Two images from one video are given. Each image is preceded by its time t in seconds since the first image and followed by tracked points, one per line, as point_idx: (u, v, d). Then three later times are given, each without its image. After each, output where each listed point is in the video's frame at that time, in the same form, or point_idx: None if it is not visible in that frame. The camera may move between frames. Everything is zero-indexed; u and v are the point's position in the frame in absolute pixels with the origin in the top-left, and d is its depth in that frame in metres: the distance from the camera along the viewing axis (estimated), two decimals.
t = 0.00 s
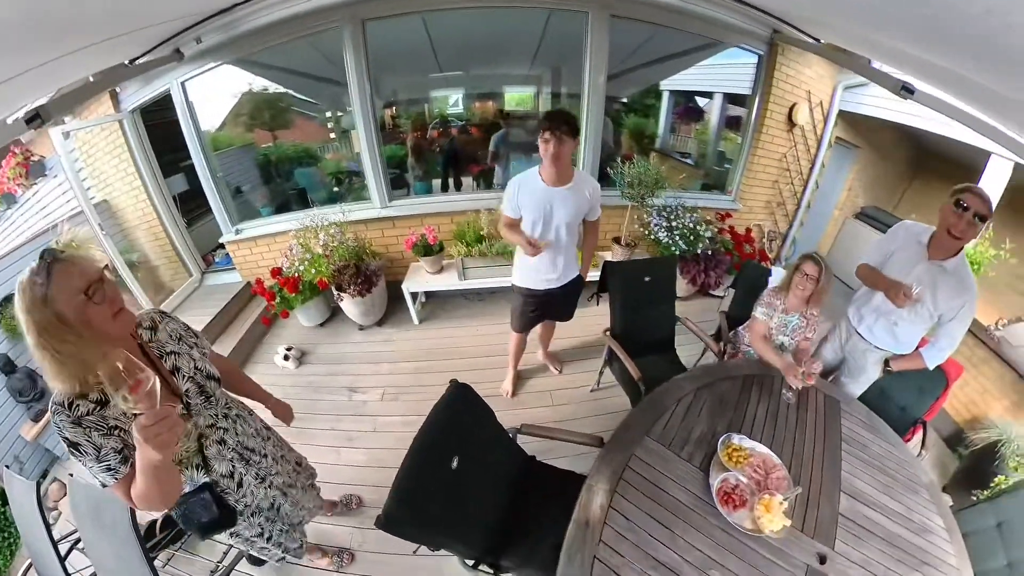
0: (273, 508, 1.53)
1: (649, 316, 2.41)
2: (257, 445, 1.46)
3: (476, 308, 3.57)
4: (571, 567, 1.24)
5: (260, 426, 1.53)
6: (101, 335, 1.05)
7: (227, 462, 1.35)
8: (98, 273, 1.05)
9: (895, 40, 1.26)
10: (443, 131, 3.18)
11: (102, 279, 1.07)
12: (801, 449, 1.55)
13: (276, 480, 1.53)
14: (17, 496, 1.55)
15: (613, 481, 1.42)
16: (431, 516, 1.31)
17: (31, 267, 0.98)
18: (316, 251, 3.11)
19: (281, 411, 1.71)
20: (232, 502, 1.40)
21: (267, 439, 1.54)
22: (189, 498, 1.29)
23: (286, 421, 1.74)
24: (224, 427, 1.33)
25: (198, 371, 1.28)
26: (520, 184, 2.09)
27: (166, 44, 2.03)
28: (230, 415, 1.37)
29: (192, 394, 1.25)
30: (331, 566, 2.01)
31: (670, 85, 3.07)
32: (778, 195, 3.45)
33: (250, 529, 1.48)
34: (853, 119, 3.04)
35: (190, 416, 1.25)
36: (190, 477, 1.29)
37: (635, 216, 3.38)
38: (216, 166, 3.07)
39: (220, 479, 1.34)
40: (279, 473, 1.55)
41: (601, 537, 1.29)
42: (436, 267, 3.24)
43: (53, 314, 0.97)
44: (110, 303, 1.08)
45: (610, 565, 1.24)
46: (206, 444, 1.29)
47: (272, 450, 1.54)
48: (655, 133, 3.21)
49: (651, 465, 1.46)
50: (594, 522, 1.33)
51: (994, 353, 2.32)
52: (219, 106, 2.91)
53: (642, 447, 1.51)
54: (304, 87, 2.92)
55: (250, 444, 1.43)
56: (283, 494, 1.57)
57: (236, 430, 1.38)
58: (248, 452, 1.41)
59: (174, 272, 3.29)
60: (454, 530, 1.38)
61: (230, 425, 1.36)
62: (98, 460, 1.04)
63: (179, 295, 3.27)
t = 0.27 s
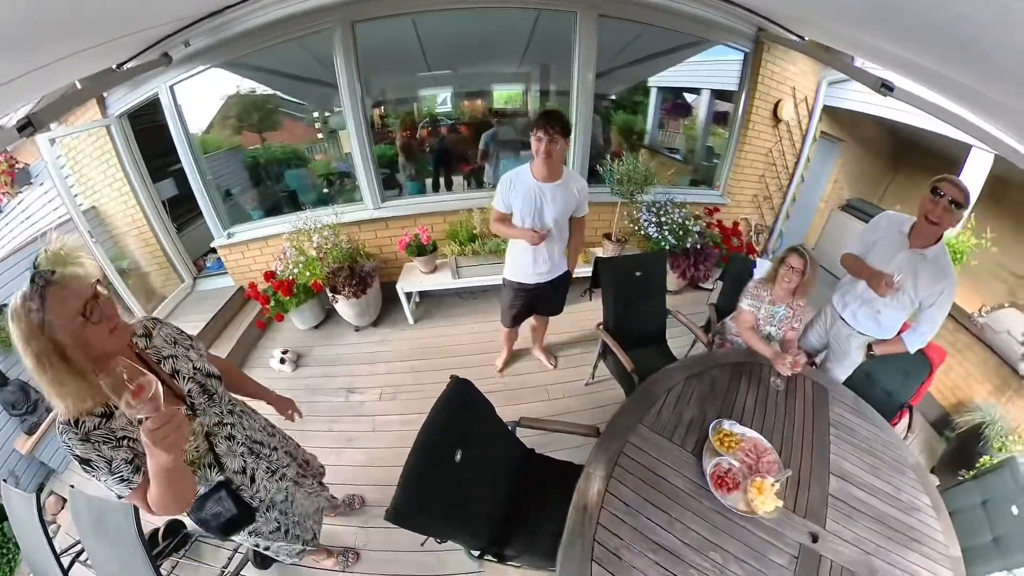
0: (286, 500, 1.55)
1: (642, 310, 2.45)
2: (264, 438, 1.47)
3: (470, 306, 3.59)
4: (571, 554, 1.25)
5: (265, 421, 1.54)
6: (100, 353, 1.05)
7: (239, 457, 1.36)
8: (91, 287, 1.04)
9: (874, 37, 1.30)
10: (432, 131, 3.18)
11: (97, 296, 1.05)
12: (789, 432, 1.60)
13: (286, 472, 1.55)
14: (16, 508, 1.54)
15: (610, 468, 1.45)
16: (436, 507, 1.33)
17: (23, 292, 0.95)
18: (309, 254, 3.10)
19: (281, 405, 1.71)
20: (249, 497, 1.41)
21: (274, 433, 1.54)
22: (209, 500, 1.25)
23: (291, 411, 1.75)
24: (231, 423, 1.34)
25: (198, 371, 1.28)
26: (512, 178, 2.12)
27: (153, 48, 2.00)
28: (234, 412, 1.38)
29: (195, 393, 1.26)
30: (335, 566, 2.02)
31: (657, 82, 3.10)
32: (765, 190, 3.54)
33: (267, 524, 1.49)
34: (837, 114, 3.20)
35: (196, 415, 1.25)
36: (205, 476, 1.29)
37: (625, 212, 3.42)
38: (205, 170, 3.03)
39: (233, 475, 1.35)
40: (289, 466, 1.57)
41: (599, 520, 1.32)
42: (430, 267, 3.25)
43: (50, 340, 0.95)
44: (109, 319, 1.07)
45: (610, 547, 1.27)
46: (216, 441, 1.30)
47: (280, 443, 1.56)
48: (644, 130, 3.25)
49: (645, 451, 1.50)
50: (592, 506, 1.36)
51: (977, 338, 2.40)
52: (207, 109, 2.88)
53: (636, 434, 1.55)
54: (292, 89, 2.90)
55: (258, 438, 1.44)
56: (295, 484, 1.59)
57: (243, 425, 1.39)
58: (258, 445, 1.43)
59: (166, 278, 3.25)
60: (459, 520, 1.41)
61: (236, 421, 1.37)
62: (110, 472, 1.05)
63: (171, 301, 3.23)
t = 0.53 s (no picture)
0: (281, 506, 1.50)
1: (635, 303, 2.46)
2: (254, 440, 1.42)
3: (461, 303, 3.57)
4: (570, 551, 1.26)
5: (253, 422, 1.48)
6: (67, 358, 1.01)
7: (226, 462, 1.31)
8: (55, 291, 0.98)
9: (866, 28, 1.31)
10: (420, 128, 3.14)
11: (63, 300, 1.00)
12: (789, 422, 1.62)
13: (280, 476, 1.49)
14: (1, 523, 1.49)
15: (607, 461, 1.46)
16: (428, 510, 1.30)
17: None
18: (296, 253, 3.04)
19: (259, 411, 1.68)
20: (239, 502, 1.36)
21: (264, 436, 1.49)
22: (198, 507, 1.24)
23: (265, 418, 1.72)
24: (216, 426, 1.29)
25: (179, 373, 1.24)
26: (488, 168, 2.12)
27: (133, 45, 1.94)
28: (218, 413, 1.33)
29: (177, 397, 1.22)
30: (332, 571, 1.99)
31: (646, 76, 3.11)
32: (753, 179, 3.60)
33: (259, 532, 1.45)
34: (824, 104, 3.23)
35: (180, 420, 1.21)
36: (191, 485, 1.24)
37: (616, 205, 3.42)
38: (189, 172, 2.95)
39: (222, 481, 1.30)
40: (284, 469, 1.52)
41: (598, 515, 1.33)
42: (419, 264, 3.21)
43: (15, 350, 0.89)
44: (76, 321, 1.02)
45: (610, 544, 1.27)
46: (201, 446, 1.25)
47: (271, 444, 1.51)
48: (633, 124, 3.26)
49: (641, 442, 1.51)
50: (589, 503, 1.36)
51: (968, 323, 2.48)
52: (189, 108, 2.79)
53: (631, 425, 1.56)
54: (277, 87, 2.84)
55: (246, 440, 1.39)
56: (290, 489, 1.55)
57: (230, 428, 1.34)
58: (246, 448, 1.37)
59: (151, 282, 3.16)
60: (456, 522, 1.38)
61: (222, 424, 1.32)
62: (91, 487, 1.01)
63: (157, 305, 3.14)
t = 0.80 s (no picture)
0: (272, 517, 1.42)
1: (627, 297, 2.47)
2: (241, 451, 1.35)
3: (451, 301, 3.54)
4: (568, 549, 1.24)
5: (240, 432, 1.41)
6: (25, 364, 0.94)
7: (211, 474, 1.24)
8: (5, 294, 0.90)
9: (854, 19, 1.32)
10: (407, 126, 3.11)
11: (18, 303, 0.91)
12: (784, 412, 1.64)
13: (270, 487, 1.42)
14: None
15: (603, 457, 1.45)
16: (420, 520, 1.24)
17: None
18: (281, 254, 2.98)
19: (253, 418, 1.66)
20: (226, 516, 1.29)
21: (252, 445, 1.42)
22: (181, 521, 1.14)
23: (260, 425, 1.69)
24: (201, 438, 1.22)
25: (165, 381, 1.16)
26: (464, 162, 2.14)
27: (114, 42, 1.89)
28: (204, 425, 1.25)
29: (159, 406, 1.14)
30: None
31: (634, 70, 3.11)
32: (741, 172, 3.64)
33: (248, 544, 1.38)
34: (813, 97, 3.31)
35: (162, 431, 1.14)
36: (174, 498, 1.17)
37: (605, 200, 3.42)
38: (172, 175, 2.88)
39: (207, 494, 1.23)
40: (275, 479, 1.44)
41: (595, 515, 1.31)
42: (406, 261, 3.18)
43: None
44: (29, 326, 0.93)
45: (608, 543, 1.26)
46: (185, 459, 1.18)
47: (261, 455, 1.43)
48: (621, 118, 3.26)
49: (636, 437, 1.51)
50: (586, 499, 1.35)
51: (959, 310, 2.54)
52: (172, 111, 2.73)
53: (626, 419, 1.56)
54: (262, 86, 2.79)
55: (233, 451, 1.31)
56: (282, 500, 1.47)
57: (215, 440, 1.26)
58: (232, 460, 1.29)
59: (137, 289, 3.08)
60: (449, 529, 1.34)
61: (207, 434, 1.25)
62: (61, 505, 0.93)
63: (142, 312, 3.05)
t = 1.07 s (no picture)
0: (267, 541, 1.40)
1: (622, 295, 2.47)
2: (233, 473, 1.30)
3: (443, 302, 3.52)
4: (580, 559, 1.24)
5: (233, 452, 1.37)
6: None
7: (199, 499, 1.21)
8: None
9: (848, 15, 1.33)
10: (395, 124, 3.07)
11: None
12: (786, 408, 1.65)
13: (264, 510, 1.39)
14: None
15: (611, 464, 1.44)
16: (417, 531, 1.21)
17: None
18: (268, 258, 2.91)
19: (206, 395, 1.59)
20: (216, 541, 1.27)
21: (246, 465, 1.38)
22: (163, 550, 1.13)
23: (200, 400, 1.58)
24: (187, 461, 1.17)
25: (148, 398, 1.10)
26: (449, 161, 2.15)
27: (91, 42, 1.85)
28: (193, 447, 1.20)
29: (141, 425, 1.08)
30: None
31: (623, 66, 3.11)
32: (734, 167, 3.70)
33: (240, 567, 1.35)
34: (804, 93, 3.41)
35: (143, 452, 1.09)
36: (159, 524, 1.16)
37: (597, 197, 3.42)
38: (154, 179, 2.80)
39: (193, 520, 1.21)
40: (270, 501, 1.41)
41: (605, 522, 1.31)
42: (398, 263, 3.14)
43: None
44: None
45: (617, 549, 1.26)
46: (169, 483, 1.14)
47: (256, 476, 1.40)
48: (611, 114, 3.26)
49: (643, 440, 1.50)
50: (596, 507, 1.34)
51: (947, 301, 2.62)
52: (155, 114, 2.66)
53: (633, 423, 1.55)
54: (247, 87, 2.73)
55: (224, 475, 1.26)
56: (277, 523, 1.44)
57: (203, 462, 1.21)
58: (221, 484, 1.25)
59: (122, 298, 3.00)
60: (447, 541, 1.32)
61: (196, 456, 1.20)
62: (26, 534, 0.91)
63: (127, 323, 2.97)
